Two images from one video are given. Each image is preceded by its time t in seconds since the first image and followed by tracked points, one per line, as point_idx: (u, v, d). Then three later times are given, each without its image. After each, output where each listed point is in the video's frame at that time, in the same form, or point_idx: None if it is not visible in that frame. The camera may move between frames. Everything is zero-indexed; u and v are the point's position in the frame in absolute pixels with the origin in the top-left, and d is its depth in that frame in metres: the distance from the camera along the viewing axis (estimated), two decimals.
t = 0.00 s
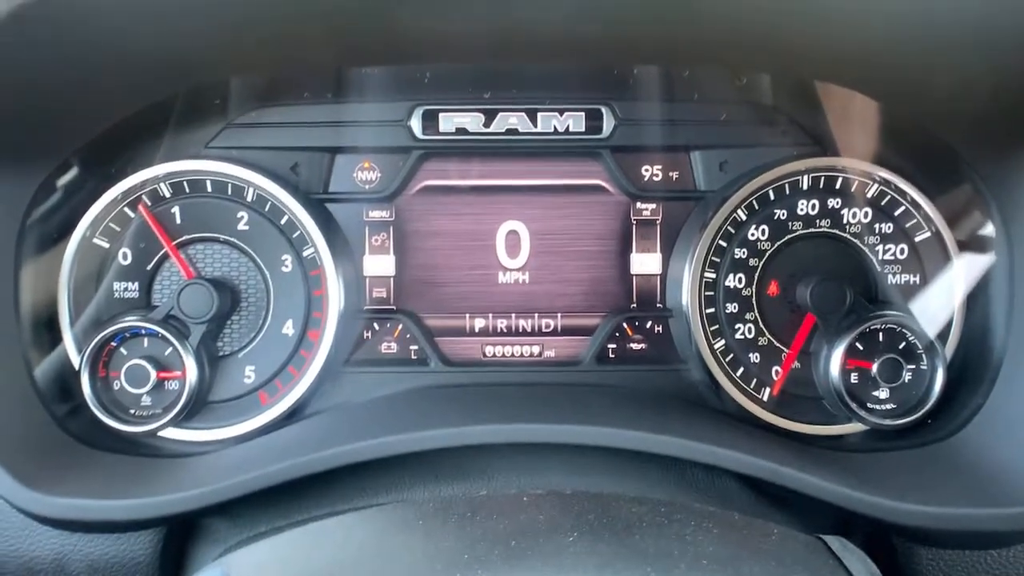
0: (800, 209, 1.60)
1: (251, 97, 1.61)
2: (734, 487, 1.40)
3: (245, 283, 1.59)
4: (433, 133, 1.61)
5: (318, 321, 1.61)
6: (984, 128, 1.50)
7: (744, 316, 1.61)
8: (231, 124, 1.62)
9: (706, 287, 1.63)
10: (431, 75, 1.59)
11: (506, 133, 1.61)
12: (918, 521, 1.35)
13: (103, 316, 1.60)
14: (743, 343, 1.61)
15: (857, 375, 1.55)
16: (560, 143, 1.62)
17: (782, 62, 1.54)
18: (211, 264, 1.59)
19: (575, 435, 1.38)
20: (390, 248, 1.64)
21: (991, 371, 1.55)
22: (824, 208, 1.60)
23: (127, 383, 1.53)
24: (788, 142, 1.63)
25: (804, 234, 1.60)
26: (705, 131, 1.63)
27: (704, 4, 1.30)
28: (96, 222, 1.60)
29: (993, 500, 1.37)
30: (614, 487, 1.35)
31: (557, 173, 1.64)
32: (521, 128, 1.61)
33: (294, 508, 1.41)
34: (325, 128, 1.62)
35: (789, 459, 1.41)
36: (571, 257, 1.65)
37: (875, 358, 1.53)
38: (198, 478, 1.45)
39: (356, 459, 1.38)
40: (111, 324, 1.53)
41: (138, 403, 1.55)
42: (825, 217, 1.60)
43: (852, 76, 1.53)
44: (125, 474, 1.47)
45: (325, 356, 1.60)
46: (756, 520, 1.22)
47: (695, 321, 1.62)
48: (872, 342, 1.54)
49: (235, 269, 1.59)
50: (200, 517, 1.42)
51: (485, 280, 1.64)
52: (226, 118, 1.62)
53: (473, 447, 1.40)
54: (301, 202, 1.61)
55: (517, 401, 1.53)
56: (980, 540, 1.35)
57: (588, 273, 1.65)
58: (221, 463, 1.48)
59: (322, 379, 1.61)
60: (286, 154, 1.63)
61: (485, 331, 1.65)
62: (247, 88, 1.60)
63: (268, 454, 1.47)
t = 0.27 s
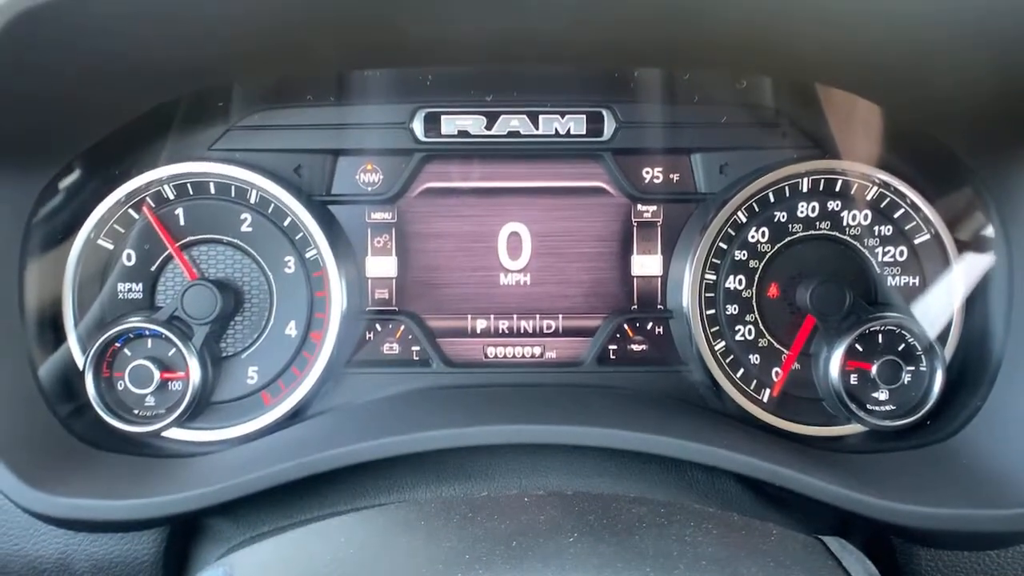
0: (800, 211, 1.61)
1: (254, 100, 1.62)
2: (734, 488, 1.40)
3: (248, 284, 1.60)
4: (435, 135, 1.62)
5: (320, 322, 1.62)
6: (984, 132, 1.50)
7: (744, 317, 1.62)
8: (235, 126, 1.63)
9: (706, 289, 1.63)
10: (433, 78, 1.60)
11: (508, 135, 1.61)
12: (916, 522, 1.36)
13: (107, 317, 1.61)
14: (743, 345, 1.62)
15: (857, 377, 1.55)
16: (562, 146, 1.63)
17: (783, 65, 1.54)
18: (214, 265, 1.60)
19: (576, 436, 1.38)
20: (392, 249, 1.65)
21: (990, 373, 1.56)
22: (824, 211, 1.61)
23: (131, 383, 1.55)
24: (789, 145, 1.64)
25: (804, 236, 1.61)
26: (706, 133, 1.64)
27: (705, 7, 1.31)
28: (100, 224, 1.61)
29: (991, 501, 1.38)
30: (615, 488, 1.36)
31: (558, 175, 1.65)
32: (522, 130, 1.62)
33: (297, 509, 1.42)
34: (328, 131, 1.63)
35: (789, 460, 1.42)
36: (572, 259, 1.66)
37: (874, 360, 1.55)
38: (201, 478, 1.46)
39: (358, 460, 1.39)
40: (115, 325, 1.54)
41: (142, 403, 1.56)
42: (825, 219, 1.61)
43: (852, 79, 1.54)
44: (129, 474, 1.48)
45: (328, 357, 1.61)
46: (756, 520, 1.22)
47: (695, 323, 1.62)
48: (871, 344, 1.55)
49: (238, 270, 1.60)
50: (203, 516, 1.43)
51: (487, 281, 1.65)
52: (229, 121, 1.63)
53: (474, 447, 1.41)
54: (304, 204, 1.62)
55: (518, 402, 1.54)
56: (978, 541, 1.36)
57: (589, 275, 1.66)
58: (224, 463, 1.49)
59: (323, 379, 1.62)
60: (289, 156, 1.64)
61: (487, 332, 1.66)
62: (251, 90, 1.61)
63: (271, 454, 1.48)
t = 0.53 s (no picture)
0: (799, 214, 1.62)
1: (255, 103, 1.63)
2: (733, 490, 1.41)
3: (249, 286, 1.61)
4: (435, 138, 1.63)
5: (321, 325, 1.62)
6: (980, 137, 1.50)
7: (743, 320, 1.62)
8: (236, 130, 1.64)
9: (705, 291, 1.64)
10: (434, 82, 1.61)
11: (508, 139, 1.62)
12: (915, 524, 1.36)
13: (108, 319, 1.61)
14: (742, 347, 1.62)
15: (855, 379, 1.56)
16: (561, 149, 1.64)
17: (782, 68, 1.55)
18: (215, 267, 1.61)
19: (575, 438, 1.39)
20: (393, 252, 1.66)
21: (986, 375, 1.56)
22: (823, 214, 1.62)
23: (133, 385, 1.56)
24: (789, 148, 1.64)
25: (803, 239, 1.61)
26: (705, 136, 1.64)
27: (704, 11, 1.32)
28: (102, 226, 1.61)
29: (988, 503, 1.38)
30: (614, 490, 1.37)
31: (558, 178, 1.65)
32: (522, 133, 1.62)
33: (297, 511, 1.42)
34: (328, 134, 1.64)
35: (788, 462, 1.42)
36: (572, 261, 1.66)
37: (873, 362, 1.55)
38: (202, 480, 1.46)
39: (359, 462, 1.40)
40: (117, 328, 1.55)
41: (143, 405, 1.57)
42: (824, 222, 1.61)
43: (851, 83, 1.55)
44: (131, 476, 1.49)
45: (328, 359, 1.61)
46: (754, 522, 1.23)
47: (695, 325, 1.63)
48: (870, 346, 1.56)
49: (239, 273, 1.61)
50: (205, 518, 1.44)
51: (487, 284, 1.66)
52: (231, 124, 1.63)
53: (474, 449, 1.42)
54: (304, 206, 1.63)
55: (518, 404, 1.54)
56: (976, 544, 1.36)
57: (589, 277, 1.67)
58: (225, 465, 1.50)
59: (324, 382, 1.62)
60: (290, 159, 1.65)
61: (487, 334, 1.66)
62: (252, 94, 1.62)
63: (272, 456, 1.48)
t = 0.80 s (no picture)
0: (797, 216, 1.62)
1: (257, 106, 1.64)
2: (732, 491, 1.42)
3: (250, 288, 1.62)
4: (435, 140, 1.63)
5: (322, 327, 1.63)
6: (978, 141, 1.51)
7: (742, 322, 1.63)
8: (237, 133, 1.65)
9: (705, 293, 1.64)
10: (434, 85, 1.61)
11: (508, 141, 1.63)
12: (912, 525, 1.37)
13: (110, 320, 1.62)
14: (741, 349, 1.63)
15: (854, 381, 1.57)
16: (561, 151, 1.64)
17: (781, 72, 1.56)
18: (217, 269, 1.62)
19: (574, 439, 1.40)
20: (393, 254, 1.66)
21: (986, 376, 1.56)
22: (822, 216, 1.62)
23: (135, 387, 1.57)
24: (788, 150, 1.65)
25: (802, 241, 1.62)
26: (704, 139, 1.65)
27: (702, 14, 1.32)
28: (104, 228, 1.62)
29: (985, 504, 1.39)
30: (614, 491, 1.37)
31: (558, 181, 1.66)
32: (522, 135, 1.63)
33: (297, 512, 1.43)
34: (329, 137, 1.65)
35: (786, 463, 1.43)
36: (572, 263, 1.67)
37: (871, 364, 1.56)
38: (203, 481, 1.47)
39: (359, 463, 1.40)
40: (118, 329, 1.56)
41: (145, 407, 1.57)
42: (823, 224, 1.62)
43: (849, 87, 1.55)
44: (133, 477, 1.49)
45: (329, 361, 1.62)
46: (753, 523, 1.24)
47: (694, 327, 1.63)
48: (868, 348, 1.57)
49: (240, 275, 1.62)
50: (206, 519, 1.44)
51: (487, 286, 1.67)
52: (233, 126, 1.64)
53: (474, 450, 1.43)
54: (305, 209, 1.64)
55: (518, 406, 1.55)
56: (973, 545, 1.37)
57: (589, 279, 1.67)
58: (227, 466, 1.51)
59: (325, 383, 1.63)
60: (291, 161, 1.65)
61: (487, 336, 1.67)
62: (254, 97, 1.63)
63: (273, 457, 1.49)
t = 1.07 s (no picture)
0: (797, 219, 1.64)
1: (260, 109, 1.65)
2: (732, 492, 1.43)
3: (253, 290, 1.63)
4: (438, 144, 1.65)
5: (325, 328, 1.64)
6: (972, 146, 1.52)
7: (742, 323, 1.64)
8: (241, 136, 1.66)
9: (705, 295, 1.65)
10: (436, 89, 1.63)
11: (509, 145, 1.65)
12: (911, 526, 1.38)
13: (115, 322, 1.63)
14: (741, 351, 1.64)
15: (853, 382, 1.58)
16: (562, 154, 1.66)
17: (781, 76, 1.57)
18: (220, 272, 1.63)
19: (575, 440, 1.41)
20: (396, 256, 1.68)
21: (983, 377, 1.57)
22: (821, 219, 1.63)
23: (139, 388, 1.58)
24: (787, 154, 1.66)
25: (802, 244, 1.63)
26: (704, 142, 1.66)
27: (703, 18, 1.34)
28: (109, 231, 1.63)
29: (983, 504, 1.40)
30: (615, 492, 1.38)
31: (559, 184, 1.67)
32: (524, 139, 1.65)
33: (300, 512, 1.44)
34: (331, 140, 1.66)
35: (786, 464, 1.44)
36: (573, 266, 1.68)
37: (871, 365, 1.57)
38: (207, 482, 1.48)
39: (362, 463, 1.42)
40: (122, 331, 1.57)
41: (149, 408, 1.59)
42: (822, 227, 1.63)
43: (848, 91, 1.57)
44: (137, 477, 1.50)
45: (332, 362, 1.63)
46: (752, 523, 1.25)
47: (694, 329, 1.65)
48: (867, 349, 1.58)
49: (244, 277, 1.63)
50: (210, 520, 1.45)
51: (489, 288, 1.68)
52: (237, 129, 1.65)
53: (476, 451, 1.44)
54: (308, 211, 1.65)
55: (520, 407, 1.56)
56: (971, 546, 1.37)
57: (590, 281, 1.68)
58: (230, 467, 1.52)
59: (328, 385, 1.64)
60: (294, 164, 1.66)
61: (488, 338, 1.68)
62: (257, 100, 1.64)
63: (276, 458, 1.50)
